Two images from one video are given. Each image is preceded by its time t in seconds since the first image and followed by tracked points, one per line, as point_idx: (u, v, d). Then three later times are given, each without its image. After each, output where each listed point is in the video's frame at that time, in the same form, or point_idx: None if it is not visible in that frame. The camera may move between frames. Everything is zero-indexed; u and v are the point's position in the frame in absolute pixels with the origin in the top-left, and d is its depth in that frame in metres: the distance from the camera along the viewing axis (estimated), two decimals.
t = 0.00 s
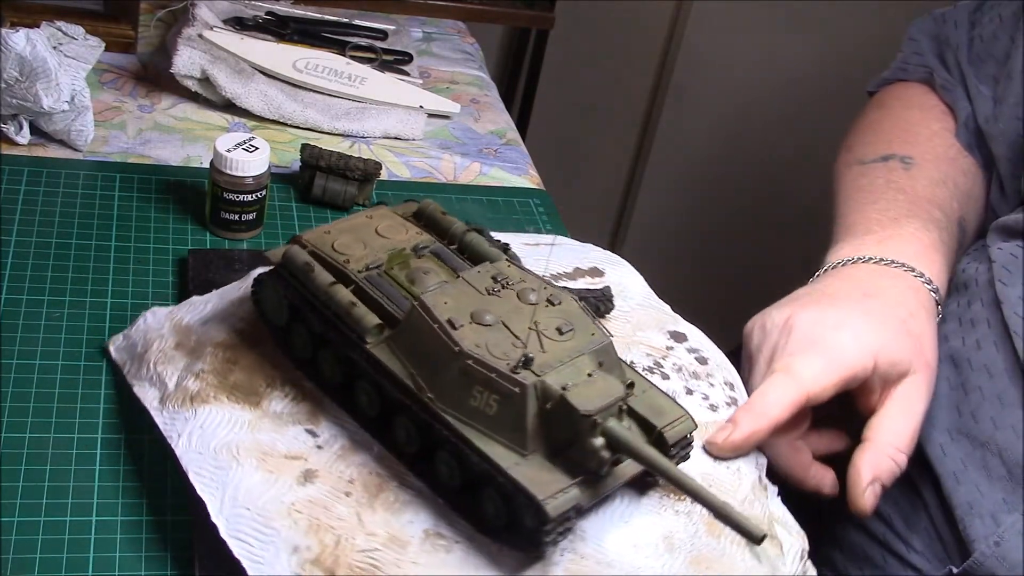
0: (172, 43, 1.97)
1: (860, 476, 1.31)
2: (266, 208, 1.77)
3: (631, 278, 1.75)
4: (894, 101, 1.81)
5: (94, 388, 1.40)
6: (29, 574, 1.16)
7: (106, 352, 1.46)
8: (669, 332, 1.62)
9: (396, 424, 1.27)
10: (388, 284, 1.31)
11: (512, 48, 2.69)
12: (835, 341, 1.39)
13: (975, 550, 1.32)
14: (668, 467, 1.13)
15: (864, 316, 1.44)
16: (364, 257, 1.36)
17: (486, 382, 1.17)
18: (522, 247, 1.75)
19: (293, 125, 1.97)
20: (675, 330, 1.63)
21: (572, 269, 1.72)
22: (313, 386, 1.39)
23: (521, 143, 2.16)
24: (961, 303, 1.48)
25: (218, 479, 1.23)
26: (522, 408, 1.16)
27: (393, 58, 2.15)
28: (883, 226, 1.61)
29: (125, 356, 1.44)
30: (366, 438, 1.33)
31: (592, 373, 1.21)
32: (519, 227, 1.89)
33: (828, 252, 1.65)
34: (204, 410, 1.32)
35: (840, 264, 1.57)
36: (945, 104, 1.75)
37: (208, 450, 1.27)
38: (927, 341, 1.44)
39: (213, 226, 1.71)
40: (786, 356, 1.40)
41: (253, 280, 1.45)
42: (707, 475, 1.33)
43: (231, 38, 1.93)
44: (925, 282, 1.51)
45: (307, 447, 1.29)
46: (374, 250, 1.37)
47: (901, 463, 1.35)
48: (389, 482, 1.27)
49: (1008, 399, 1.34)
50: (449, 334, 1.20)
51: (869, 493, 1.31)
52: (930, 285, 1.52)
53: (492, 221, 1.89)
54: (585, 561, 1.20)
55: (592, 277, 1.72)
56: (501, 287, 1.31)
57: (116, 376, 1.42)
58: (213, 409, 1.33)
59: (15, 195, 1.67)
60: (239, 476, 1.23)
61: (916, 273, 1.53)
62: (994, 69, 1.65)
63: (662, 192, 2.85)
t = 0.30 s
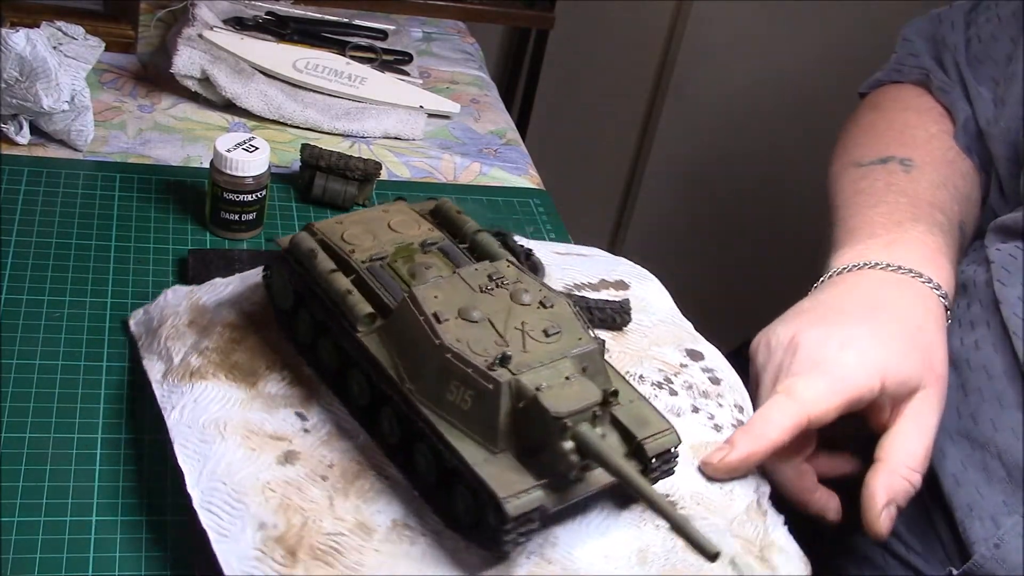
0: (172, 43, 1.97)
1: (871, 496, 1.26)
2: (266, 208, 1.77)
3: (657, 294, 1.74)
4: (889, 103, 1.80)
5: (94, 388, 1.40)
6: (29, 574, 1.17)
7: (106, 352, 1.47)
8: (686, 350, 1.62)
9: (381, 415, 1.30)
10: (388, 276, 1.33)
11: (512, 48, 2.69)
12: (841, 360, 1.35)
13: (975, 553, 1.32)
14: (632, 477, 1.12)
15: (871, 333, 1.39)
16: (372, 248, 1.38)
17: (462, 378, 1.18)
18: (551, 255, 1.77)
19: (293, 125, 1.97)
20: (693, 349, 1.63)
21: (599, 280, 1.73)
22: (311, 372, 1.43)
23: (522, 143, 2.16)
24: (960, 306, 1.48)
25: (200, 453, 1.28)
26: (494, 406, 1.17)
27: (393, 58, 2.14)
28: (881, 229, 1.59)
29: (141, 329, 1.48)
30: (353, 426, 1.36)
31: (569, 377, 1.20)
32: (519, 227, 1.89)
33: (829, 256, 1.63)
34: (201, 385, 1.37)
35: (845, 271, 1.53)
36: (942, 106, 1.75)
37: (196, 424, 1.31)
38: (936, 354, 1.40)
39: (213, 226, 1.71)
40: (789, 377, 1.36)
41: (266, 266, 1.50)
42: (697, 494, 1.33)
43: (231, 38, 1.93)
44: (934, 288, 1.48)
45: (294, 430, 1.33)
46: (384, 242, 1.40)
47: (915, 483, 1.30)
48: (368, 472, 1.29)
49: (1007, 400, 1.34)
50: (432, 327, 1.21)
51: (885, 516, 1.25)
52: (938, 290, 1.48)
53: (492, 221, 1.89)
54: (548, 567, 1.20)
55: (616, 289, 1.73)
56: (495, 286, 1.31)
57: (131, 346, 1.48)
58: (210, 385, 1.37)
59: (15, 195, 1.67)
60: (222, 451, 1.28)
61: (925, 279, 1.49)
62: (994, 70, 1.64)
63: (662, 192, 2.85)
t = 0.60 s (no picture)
0: (172, 44, 1.97)
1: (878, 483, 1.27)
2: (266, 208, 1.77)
3: (673, 303, 1.74)
4: (890, 103, 1.79)
5: (94, 388, 1.40)
6: (28, 574, 1.17)
7: (106, 352, 1.47)
8: (693, 360, 1.62)
9: (375, 410, 1.31)
10: (389, 272, 1.34)
11: (512, 48, 2.69)
12: (843, 348, 1.38)
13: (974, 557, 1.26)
14: (610, 481, 1.11)
15: (874, 321, 1.42)
16: (377, 243, 1.39)
17: (450, 374, 1.19)
18: (567, 259, 1.79)
19: (293, 125, 1.97)
20: (701, 359, 1.63)
21: (609, 287, 1.74)
22: (312, 364, 1.44)
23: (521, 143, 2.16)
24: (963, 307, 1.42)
25: (194, 438, 1.30)
26: (479, 404, 1.18)
27: (393, 58, 2.14)
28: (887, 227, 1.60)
29: (151, 314, 1.51)
30: (346, 418, 1.37)
31: (556, 377, 1.20)
32: (519, 227, 1.89)
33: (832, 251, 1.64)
34: (201, 372, 1.39)
35: (847, 263, 1.55)
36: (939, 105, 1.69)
37: (193, 408, 1.33)
38: (941, 338, 1.39)
39: (213, 226, 1.71)
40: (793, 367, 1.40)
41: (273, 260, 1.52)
42: (690, 503, 1.39)
43: (231, 38, 1.93)
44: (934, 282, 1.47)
45: (289, 420, 1.35)
46: (389, 237, 1.41)
47: (921, 470, 1.30)
48: (359, 463, 1.30)
49: (1006, 402, 1.23)
50: (424, 322, 1.23)
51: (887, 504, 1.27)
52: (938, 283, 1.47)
53: (492, 222, 1.89)
54: (528, 568, 1.21)
55: (629, 297, 1.73)
56: (490, 285, 1.32)
57: (139, 331, 1.51)
58: (210, 372, 1.39)
59: (15, 195, 1.67)
60: (214, 437, 1.30)
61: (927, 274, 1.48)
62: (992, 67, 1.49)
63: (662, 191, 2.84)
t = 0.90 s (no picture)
0: (172, 44, 1.97)
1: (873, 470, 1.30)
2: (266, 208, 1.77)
3: (673, 303, 1.74)
4: (897, 98, 1.75)
5: (94, 388, 1.40)
6: (28, 573, 1.17)
7: (106, 352, 1.46)
8: (694, 360, 1.62)
9: (374, 409, 1.31)
10: (389, 272, 1.34)
11: (512, 48, 2.69)
12: (839, 339, 1.38)
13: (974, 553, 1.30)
14: (614, 483, 1.11)
15: (869, 313, 1.42)
16: (377, 243, 1.39)
17: (449, 373, 1.19)
18: (569, 260, 1.78)
19: (293, 125, 1.97)
20: (701, 359, 1.63)
21: (610, 288, 1.74)
22: (313, 363, 1.44)
23: (521, 143, 2.16)
24: (960, 306, 1.46)
25: (194, 437, 1.30)
26: (478, 404, 1.18)
27: (393, 58, 2.14)
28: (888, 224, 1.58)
29: (152, 313, 1.51)
30: (344, 419, 1.37)
31: (555, 377, 1.21)
32: (519, 227, 1.89)
33: (831, 249, 1.64)
34: (201, 371, 1.39)
35: (845, 259, 1.55)
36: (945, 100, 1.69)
37: (193, 408, 1.33)
38: (933, 332, 1.42)
39: (213, 226, 1.71)
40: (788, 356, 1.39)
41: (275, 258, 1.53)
42: (689, 504, 1.35)
43: (231, 38, 1.93)
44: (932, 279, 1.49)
45: (288, 420, 1.35)
46: (390, 237, 1.41)
47: (909, 462, 1.33)
48: (357, 463, 1.30)
49: (1006, 401, 1.30)
50: (423, 321, 1.23)
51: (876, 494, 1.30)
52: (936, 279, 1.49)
53: (492, 222, 1.89)
54: (527, 568, 1.21)
55: (630, 297, 1.73)
56: (490, 285, 1.32)
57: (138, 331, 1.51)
58: (211, 371, 1.39)
59: (15, 195, 1.67)
60: (214, 436, 1.30)
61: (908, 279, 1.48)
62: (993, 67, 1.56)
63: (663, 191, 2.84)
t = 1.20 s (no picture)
0: (172, 43, 1.97)
1: (876, 483, 1.30)
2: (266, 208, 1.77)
3: (686, 314, 1.74)
4: (896, 98, 1.77)
5: (94, 388, 1.40)
6: (28, 573, 1.17)
7: (106, 352, 1.46)
8: (702, 371, 1.62)
9: (368, 403, 1.31)
10: (389, 267, 1.35)
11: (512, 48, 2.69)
12: (840, 353, 1.38)
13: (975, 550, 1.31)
14: (590, 486, 1.11)
15: (872, 325, 1.42)
16: (383, 239, 1.40)
17: (436, 369, 1.20)
18: (584, 267, 1.79)
19: (293, 125, 1.97)
20: (709, 371, 1.62)
21: (624, 292, 1.75)
22: (313, 357, 1.44)
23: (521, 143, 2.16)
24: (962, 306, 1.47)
25: (188, 421, 1.31)
26: (462, 400, 1.18)
27: (393, 58, 2.14)
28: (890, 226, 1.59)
29: (165, 301, 1.52)
30: (338, 411, 1.37)
31: (541, 377, 1.20)
32: (519, 227, 1.89)
33: (831, 251, 1.64)
34: (204, 357, 1.39)
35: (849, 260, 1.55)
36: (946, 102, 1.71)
37: (190, 394, 1.34)
38: (937, 341, 1.43)
39: (213, 226, 1.71)
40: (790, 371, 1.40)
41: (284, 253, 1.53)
42: (679, 513, 1.35)
43: (231, 38, 1.93)
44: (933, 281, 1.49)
45: (285, 409, 1.35)
46: (396, 233, 1.41)
47: (911, 474, 1.33)
48: (349, 455, 1.31)
49: (1007, 399, 1.31)
50: (415, 317, 1.23)
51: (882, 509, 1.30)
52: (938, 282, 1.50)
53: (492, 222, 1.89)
54: (506, 568, 1.21)
55: (643, 306, 1.73)
56: (485, 284, 1.31)
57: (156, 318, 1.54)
58: (213, 359, 1.39)
59: (15, 195, 1.67)
60: (209, 421, 1.30)
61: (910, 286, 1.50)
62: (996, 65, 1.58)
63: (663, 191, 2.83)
